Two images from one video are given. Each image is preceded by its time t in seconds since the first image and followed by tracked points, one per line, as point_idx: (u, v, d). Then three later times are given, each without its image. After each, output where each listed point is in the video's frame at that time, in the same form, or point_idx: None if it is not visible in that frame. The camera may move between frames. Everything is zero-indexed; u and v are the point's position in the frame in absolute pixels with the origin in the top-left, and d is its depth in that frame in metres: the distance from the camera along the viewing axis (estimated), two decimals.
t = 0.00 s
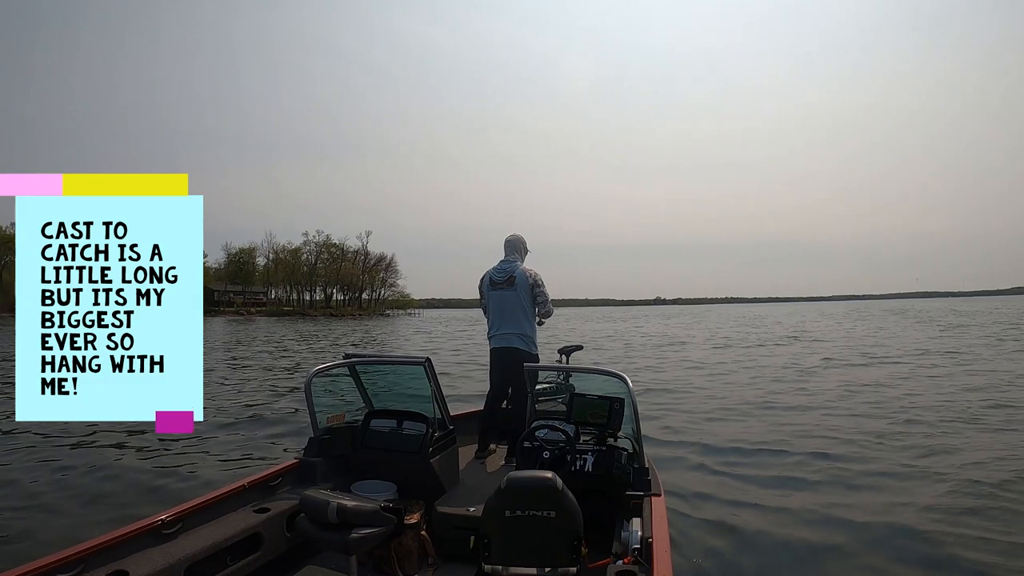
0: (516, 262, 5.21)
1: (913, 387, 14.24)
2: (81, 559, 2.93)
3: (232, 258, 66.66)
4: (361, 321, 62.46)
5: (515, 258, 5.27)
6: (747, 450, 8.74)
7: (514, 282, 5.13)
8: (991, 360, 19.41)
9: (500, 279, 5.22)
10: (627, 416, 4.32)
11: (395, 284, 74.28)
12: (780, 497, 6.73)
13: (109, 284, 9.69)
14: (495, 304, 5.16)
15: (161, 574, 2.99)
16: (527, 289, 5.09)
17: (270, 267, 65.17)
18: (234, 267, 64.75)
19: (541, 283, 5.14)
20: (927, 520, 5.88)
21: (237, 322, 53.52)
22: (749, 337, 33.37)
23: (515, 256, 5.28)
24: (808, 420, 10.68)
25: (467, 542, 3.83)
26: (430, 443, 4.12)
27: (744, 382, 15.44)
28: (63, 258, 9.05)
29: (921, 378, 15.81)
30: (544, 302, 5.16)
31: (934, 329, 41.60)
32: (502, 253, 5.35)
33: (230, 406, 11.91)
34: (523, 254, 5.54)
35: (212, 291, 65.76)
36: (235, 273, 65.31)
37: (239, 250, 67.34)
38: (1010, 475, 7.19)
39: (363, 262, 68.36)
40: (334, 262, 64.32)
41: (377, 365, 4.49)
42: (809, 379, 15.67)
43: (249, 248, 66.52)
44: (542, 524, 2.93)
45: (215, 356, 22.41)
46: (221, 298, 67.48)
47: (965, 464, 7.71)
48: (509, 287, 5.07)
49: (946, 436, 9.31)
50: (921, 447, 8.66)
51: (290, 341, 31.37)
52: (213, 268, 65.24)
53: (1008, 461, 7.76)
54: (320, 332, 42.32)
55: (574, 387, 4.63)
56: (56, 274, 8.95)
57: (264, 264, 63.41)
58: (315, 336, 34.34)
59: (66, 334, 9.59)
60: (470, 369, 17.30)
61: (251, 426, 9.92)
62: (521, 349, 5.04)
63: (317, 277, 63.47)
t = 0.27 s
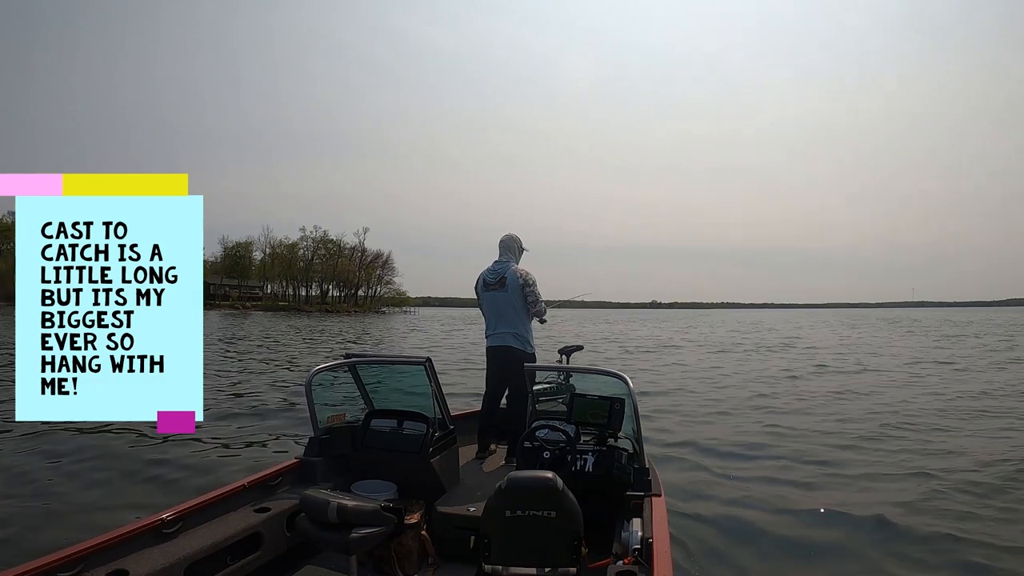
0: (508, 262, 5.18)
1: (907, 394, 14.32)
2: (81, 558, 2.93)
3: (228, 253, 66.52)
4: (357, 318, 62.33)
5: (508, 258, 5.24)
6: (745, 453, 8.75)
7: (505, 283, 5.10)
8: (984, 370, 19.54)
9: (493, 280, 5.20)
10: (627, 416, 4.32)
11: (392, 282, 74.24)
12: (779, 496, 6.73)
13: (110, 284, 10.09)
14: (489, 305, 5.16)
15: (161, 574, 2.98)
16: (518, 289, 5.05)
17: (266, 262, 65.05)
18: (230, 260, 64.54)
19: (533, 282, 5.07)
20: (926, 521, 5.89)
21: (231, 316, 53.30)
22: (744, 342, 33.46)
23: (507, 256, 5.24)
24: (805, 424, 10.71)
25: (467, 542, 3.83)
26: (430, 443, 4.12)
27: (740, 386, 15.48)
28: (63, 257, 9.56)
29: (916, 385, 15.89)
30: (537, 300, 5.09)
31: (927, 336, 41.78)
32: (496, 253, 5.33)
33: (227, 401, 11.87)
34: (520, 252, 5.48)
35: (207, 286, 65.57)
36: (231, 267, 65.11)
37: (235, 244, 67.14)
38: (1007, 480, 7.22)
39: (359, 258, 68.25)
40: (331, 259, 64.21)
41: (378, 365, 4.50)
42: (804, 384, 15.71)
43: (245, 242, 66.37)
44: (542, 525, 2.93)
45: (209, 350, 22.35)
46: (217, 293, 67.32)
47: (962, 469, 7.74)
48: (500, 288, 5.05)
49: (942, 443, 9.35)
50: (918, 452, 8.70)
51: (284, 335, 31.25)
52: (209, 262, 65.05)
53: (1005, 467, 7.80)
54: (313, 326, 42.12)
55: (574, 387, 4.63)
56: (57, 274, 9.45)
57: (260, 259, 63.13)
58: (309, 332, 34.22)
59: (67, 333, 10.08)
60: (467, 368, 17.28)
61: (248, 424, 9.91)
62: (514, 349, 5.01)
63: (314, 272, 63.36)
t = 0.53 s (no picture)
0: (500, 262, 5.08)
1: (903, 403, 14.35)
2: (80, 558, 2.92)
3: (224, 251, 66.39)
4: (352, 319, 62.28)
5: (501, 257, 5.14)
6: (744, 456, 8.75)
7: (496, 282, 5.00)
8: (978, 381, 19.63)
9: (486, 281, 5.12)
10: (627, 416, 4.32)
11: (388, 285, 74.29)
12: (779, 497, 6.72)
13: (110, 284, 9.43)
14: (483, 306, 5.07)
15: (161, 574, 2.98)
16: (507, 288, 4.91)
17: (263, 261, 64.99)
18: (227, 259, 64.31)
19: (524, 279, 4.90)
20: (926, 523, 5.90)
21: (226, 315, 53.09)
22: (740, 349, 33.50)
23: (500, 256, 5.14)
24: (803, 430, 10.71)
25: (467, 542, 3.83)
26: (431, 443, 4.12)
27: (737, 392, 15.48)
28: (63, 258, 8.92)
29: (912, 394, 15.93)
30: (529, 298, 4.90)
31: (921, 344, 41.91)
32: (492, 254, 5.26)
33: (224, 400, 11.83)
34: (519, 253, 5.35)
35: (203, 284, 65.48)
36: (227, 266, 65.02)
37: (232, 242, 66.99)
38: (1005, 486, 7.25)
39: (356, 259, 68.30)
40: (327, 260, 64.23)
41: (378, 365, 4.50)
42: (801, 390, 15.73)
43: (242, 241, 66.31)
44: (542, 525, 2.93)
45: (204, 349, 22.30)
46: (213, 291, 67.20)
47: (961, 475, 7.77)
48: (490, 287, 4.95)
49: (940, 450, 9.38)
50: (915, 458, 8.73)
51: (279, 335, 31.13)
52: (206, 261, 64.87)
53: (1003, 474, 7.83)
54: (307, 326, 42.01)
55: (574, 387, 4.63)
56: (56, 275, 8.80)
57: (258, 259, 62.91)
58: (303, 332, 34.16)
59: (66, 335, 9.36)
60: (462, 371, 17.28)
61: (247, 425, 9.89)
62: (504, 349, 4.86)
63: (310, 273, 63.32)
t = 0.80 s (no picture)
0: (493, 263, 5.08)
1: (900, 407, 14.37)
2: (81, 558, 2.92)
3: (220, 255, 66.31)
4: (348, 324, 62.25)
5: (495, 259, 5.14)
6: (742, 459, 8.76)
7: (488, 281, 4.98)
8: (974, 385, 19.70)
9: (480, 282, 5.11)
10: (627, 417, 4.32)
11: (385, 289, 74.33)
12: (778, 497, 6.72)
13: (110, 284, 9.29)
14: (476, 307, 5.05)
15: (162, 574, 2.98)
16: (499, 287, 4.89)
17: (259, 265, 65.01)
18: (223, 264, 64.30)
19: (515, 278, 4.87)
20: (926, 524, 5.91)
21: (222, 320, 52.98)
22: (736, 354, 33.54)
23: (494, 257, 5.14)
24: (801, 434, 10.73)
25: (467, 542, 3.82)
26: (431, 444, 4.12)
27: (734, 396, 15.49)
28: (62, 258, 8.81)
29: (908, 399, 15.97)
30: (520, 297, 4.85)
31: (915, 348, 42.06)
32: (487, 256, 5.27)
33: (222, 405, 11.83)
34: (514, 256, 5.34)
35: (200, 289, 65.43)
36: (223, 271, 65.02)
37: (228, 247, 67.01)
38: (1004, 488, 7.27)
39: (352, 264, 68.37)
40: (324, 265, 64.28)
41: (378, 365, 4.51)
42: (798, 395, 15.75)
43: (239, 246, 66.33)
44: (542, 525, 2.93)
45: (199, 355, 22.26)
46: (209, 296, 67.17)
47: (959, 477, 7.78)
48: (482, 287, 4.94)
49: (937, 452, 9.40)
50: (912, 460, 8.76)
51: (273, 341, 31.05)
52: (202, 266, 64.81)
53: (1001, 477, 7.86)
54: (302, 332, 41.95)
55: (574, 387, 4.64)
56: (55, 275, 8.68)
57: (254, 263, 62.71)
58: (298, 338, 34.11)
59: (66, 335, 9.26)
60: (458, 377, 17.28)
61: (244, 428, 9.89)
62: (495, 348, 4.79)
63: (307, 278, 63.34)
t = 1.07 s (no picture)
0: (488, 263, 5.08)
1: (897, 405, 14.40)
2: (81, 558, 2.93)
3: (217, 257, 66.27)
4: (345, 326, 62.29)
5: (490, 259, 5.14)
6: (740, 462, 8.76)
7: (482, 281, 4.99)
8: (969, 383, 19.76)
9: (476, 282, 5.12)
10: (627, 417, 4.33)
11: (382, 291, 74.40)
12: (776, 512, 6.70)
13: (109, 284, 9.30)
14: (472, 307, 5.06)
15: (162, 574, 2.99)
16: (491, 286, 4.88)
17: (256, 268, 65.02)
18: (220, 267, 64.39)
19: (507, 276, 4.85)
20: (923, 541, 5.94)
21: (218, 324, 52.98)
22: (733, 354, 33.59)
23: (490, 257, 5.14)
24: (799, 435, 10.75)
25: (467, 542, 3.83)
26: (431, 444, 4.12)
27: (732, 397, 15.50)
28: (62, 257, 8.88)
29: (905, 397, 16.00)
30: (513, 296, 4.82)
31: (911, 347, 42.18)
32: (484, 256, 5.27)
33: (220, 408, 11.84)
34: (512, 254, 5.31)
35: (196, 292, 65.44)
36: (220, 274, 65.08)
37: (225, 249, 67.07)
38: (1003, 492, 7.28)
39: (349, 267, 68.43)
40: (320, 267, 64.35)
41: (378, 365, 4.52)
42: (795, 396, 15.78)
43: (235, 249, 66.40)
44: (542, 525, 2.93)
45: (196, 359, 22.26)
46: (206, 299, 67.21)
47: (958, 482, 7.80)
48: (476, 287, 4.95)
49: (936, 453, 9.42)
50: (909, 462, 8.77)
51: (270, 344, 31.02)
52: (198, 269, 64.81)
53: (999, 480, 7.88)
54: (299, 336, 41.98)
55: (574, 387, 4.64)
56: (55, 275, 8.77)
57: (251, 266, 62.66)
58: (294, 342, 34.13)
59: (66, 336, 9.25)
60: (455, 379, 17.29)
61: (243, 429, 9.91)
62: (488, 348, 4.79)
63: (303, 281, 63.38)
